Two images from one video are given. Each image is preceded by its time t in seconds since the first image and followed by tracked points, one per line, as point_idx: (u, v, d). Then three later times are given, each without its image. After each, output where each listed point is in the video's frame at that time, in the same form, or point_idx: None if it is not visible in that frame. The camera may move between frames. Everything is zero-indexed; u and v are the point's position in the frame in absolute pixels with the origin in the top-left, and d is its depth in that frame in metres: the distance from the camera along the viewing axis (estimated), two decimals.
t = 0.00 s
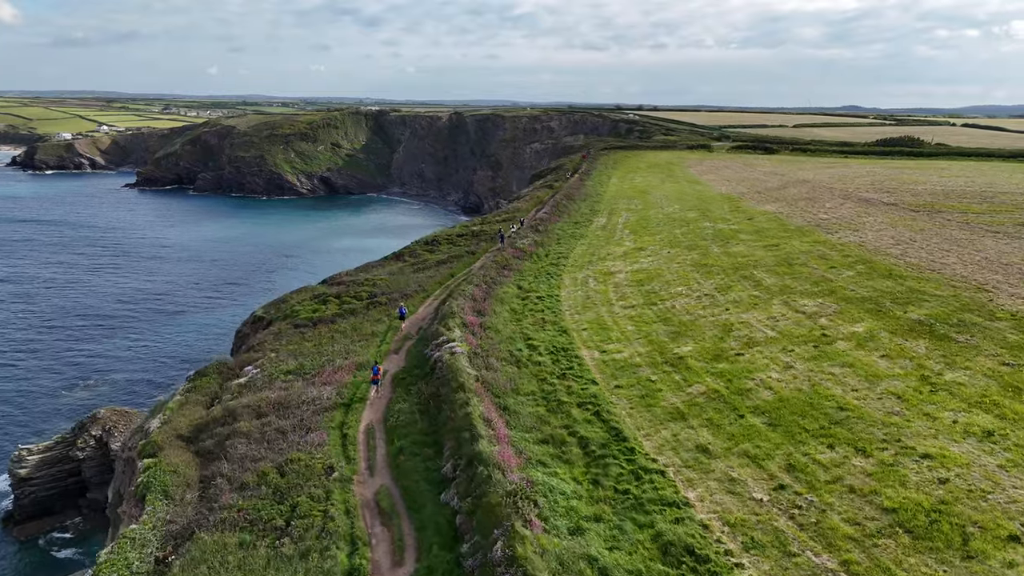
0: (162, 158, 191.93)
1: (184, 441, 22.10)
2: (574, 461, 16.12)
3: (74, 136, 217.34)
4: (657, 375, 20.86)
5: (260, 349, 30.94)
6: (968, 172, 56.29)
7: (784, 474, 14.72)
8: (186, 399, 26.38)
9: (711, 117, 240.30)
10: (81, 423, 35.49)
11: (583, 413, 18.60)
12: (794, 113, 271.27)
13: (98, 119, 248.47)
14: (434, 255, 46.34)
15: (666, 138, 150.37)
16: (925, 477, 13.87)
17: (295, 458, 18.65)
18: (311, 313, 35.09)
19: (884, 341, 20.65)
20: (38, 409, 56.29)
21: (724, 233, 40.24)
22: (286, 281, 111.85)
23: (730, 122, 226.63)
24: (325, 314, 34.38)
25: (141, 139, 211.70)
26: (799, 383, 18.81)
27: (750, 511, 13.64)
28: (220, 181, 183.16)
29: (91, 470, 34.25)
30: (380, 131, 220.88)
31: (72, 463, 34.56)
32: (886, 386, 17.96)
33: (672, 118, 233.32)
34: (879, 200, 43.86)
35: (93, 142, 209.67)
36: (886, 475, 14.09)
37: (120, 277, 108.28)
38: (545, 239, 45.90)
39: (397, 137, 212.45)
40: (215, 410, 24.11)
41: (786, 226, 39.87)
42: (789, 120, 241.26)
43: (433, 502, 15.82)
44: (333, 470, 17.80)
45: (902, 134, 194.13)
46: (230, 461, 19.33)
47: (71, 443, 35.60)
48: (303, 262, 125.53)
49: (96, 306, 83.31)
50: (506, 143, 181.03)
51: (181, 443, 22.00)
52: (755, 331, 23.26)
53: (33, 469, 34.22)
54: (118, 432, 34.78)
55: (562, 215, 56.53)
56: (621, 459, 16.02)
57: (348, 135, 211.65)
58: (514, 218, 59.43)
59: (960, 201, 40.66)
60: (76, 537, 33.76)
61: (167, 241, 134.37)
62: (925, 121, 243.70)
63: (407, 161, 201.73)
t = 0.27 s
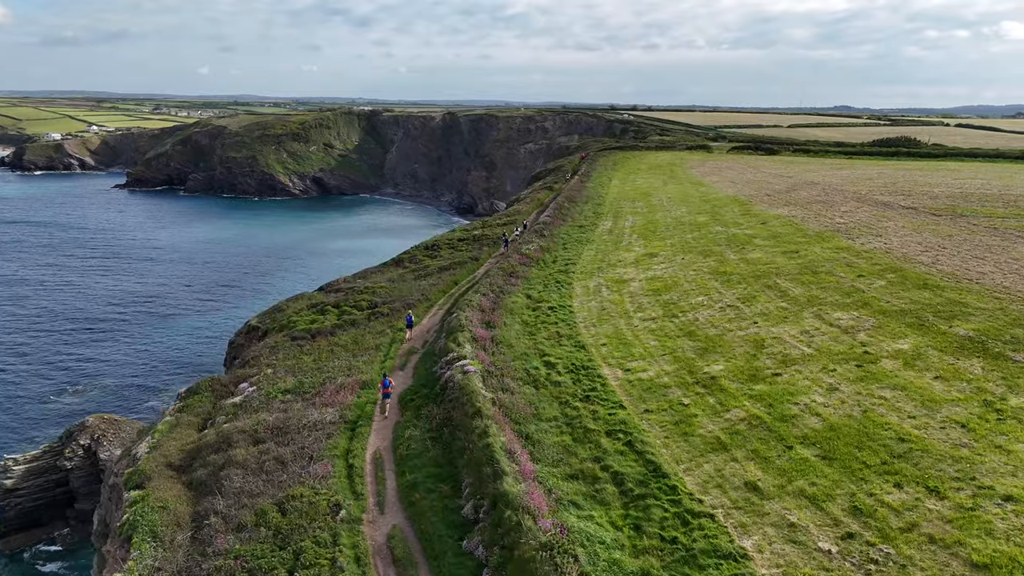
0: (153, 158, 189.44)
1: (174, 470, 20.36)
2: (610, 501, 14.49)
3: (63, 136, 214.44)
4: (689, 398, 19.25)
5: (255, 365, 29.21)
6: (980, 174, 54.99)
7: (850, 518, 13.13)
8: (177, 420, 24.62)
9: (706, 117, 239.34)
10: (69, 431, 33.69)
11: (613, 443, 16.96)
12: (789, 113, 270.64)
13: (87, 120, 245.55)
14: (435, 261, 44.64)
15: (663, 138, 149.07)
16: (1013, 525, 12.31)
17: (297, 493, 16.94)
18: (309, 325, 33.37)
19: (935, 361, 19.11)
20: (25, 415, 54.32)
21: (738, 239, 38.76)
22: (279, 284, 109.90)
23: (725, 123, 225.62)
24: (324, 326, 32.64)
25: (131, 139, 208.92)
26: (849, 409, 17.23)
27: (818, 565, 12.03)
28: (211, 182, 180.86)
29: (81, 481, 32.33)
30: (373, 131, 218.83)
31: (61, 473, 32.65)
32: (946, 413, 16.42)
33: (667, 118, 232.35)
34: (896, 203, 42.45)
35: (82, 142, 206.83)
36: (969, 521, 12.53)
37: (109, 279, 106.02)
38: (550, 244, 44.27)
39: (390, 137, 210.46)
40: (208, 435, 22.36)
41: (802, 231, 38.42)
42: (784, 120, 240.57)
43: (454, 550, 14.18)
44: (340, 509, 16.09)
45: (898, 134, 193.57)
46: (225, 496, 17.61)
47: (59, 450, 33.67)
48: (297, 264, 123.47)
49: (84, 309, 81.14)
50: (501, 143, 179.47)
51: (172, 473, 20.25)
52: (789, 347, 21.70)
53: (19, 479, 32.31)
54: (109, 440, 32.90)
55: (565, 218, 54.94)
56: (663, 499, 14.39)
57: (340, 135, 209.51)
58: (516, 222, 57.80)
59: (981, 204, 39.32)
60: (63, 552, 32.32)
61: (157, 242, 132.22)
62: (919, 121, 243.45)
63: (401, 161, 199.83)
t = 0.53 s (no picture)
0: (144, 159, 187.09)
1: (168, 505, 18.65)
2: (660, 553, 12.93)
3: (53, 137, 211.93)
4: (731, 424, 17.68)
5: (254, 381, 27.51)
6: (995, 176, 53.62)
7: None
8: (171, 445, 22.92)
9: (702, 117, 238.15)
10: (58, 441, 33.08)
11: (656, 479, 15.35)
12: (784, 113, 269.85)
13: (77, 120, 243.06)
14: (439, 267, 42.98)
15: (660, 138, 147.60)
16: None
17: (306, 535, 15.26)
18: (310, 338, 31.69)
19: (998, 383, 17.58)
20: (14, 420, 52.58)
21: (756, 245, 37.28)
22: (273, 286, 107.91)
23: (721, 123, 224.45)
24: (326, 339, 30.95)
25: (122, 139, 206.53)
26: (912, 439, 15.68)
27: None
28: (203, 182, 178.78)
29: (70, 492, 31.70)
30: (367, 132, 216.86)
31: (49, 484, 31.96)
32: None
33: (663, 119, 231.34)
34: (917, 207, 40.97)
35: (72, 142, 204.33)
36: None
37: (100, 281, 103.91)
38: (559, 249, 42.65)
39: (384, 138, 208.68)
40: (205, 462, 20.66)
41: (822, 236, 36.97)
42: (780, 120, 239.64)
43: None
44: (354, 555, 14.42)
45: (895, 134, 192.71)
46: (225, 538, 15.93)
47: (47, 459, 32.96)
48: (291, 266, 121.44)
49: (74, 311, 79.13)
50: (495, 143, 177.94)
51: (165, 507, 18.56)
52: (833, 366, 20.13)
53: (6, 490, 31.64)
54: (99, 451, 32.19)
55: (571, 221, 53.37)
56: (721, 550, 12.81)
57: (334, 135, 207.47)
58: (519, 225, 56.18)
59: (1006, 208, 37.97)
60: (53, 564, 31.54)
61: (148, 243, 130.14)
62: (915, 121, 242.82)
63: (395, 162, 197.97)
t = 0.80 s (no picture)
0: (135, 159, 184.74)
1: (167, 544, 17.01)
2: None
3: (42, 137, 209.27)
4: (786, 454, 16.16)
5: (256, 398, 25.86)
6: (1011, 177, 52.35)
7: None
8: (168, 471, 21.26)
9: (698, 117, 237.16)
10: (48, 450, 31.56)
11: (713, 521, 13.80)
12: (780, 113, 269.02)
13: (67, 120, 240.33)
14: (445, 273, 41.42)
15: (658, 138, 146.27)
16: None
17: None
18: (313, 350, 30.06)
19: None
20: None
21: (776, 251, 35.79)
22: (268, 288, 106.02)
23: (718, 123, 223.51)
24: (331, 352, 29.34)
25: (113, 139, 203.98)
26: (994, 474, 14.20)
27: None
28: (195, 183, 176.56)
29: (59, 502, 30.05)
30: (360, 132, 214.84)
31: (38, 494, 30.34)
32: None
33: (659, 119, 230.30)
34: (940, 210, 39.60)
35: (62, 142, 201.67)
36: None
37: (91, 282, 101.84)
38: (569, 255, 41.12)
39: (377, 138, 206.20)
40: (206, 493, 19.02)
41: (846, 241, 35.53)
42: (776, 120, 238.84)
43: None
44: None
45: (892, 134, 191.97)
46: None
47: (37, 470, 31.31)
48: (286, 268, 119.53)
49: (64, 313, 77.15)
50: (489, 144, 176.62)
51: (164, 547, 16.92)
52: (888, 387, 18.65)
53: None
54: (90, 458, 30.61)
55: (578, 224, 51.85)
56: None
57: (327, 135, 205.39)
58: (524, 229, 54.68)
59: None
60: None
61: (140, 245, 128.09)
62: (911, 121, 242.35)
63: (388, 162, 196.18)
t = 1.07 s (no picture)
0: (123, 160, 181.98)
1: None
2: None
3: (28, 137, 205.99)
4: (851, 487, 14.71)
5: (257, 417, 24.18)
6: None
7: None
8: (165, 501, 19.60)
9: (692, 117, 236.36)
10: (34, 460, 29.76)
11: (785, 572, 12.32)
12: (773, 113, 268.81)
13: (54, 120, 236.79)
14: (451, 280, 39.84)
15: (653, 138, 145.04)
16: None
17: None
18: (317, 364, 28.42)
19: None
20: None
21: (797, 257, 34.48)
22: (260, 291, 103.99)
23: (712, 123, 222.73)
24: (336, 366, 27.71)
25: (100, 139, 200.96)
26: None
27: None
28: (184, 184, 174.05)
29: (46, 515, 28.37)
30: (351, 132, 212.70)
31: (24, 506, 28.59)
32: None
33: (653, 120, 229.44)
34: (961, 213, 38.41)
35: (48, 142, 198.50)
36: None
37: (79, 284, 99.57)
38: (579, 260, 39.61)
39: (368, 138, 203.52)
40: (208, 527, 17.37)
41: (870, 245, 34.25)
42: (770, 120, 238.36)
43: None
44: None
45: (886, 134, 191.62)
46: None
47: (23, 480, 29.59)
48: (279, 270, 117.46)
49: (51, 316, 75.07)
50: (482, 144, 175.27)
51: None
52: (950, 409, 17.24)
53: None
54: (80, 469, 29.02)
55: (584, 227, 50.33)
56: None
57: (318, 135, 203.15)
58: (528, 232, 53.17)
59: None
60: None
61: (130, 246, 125.81)
62: (904, 121, 242.40)
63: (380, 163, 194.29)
